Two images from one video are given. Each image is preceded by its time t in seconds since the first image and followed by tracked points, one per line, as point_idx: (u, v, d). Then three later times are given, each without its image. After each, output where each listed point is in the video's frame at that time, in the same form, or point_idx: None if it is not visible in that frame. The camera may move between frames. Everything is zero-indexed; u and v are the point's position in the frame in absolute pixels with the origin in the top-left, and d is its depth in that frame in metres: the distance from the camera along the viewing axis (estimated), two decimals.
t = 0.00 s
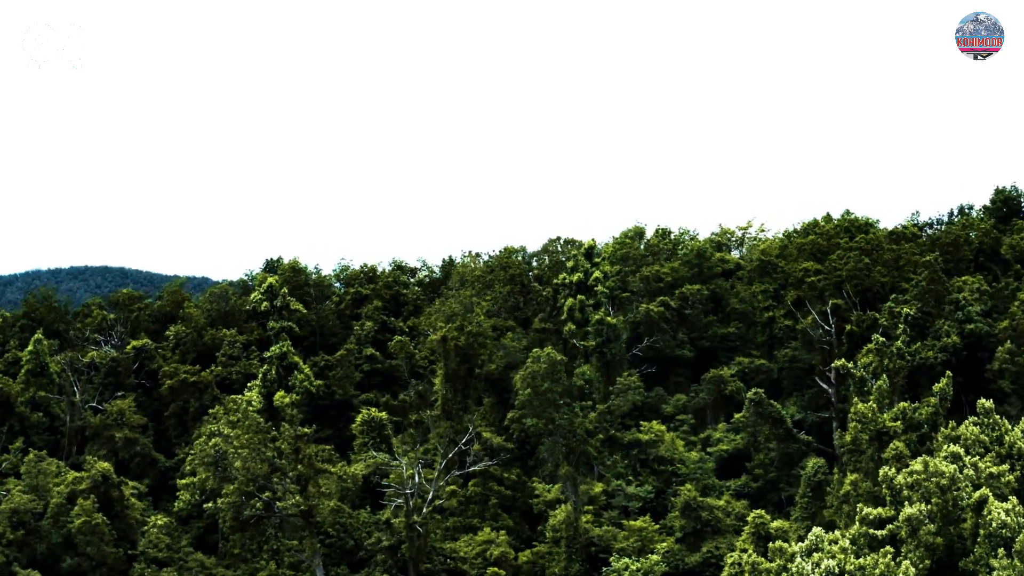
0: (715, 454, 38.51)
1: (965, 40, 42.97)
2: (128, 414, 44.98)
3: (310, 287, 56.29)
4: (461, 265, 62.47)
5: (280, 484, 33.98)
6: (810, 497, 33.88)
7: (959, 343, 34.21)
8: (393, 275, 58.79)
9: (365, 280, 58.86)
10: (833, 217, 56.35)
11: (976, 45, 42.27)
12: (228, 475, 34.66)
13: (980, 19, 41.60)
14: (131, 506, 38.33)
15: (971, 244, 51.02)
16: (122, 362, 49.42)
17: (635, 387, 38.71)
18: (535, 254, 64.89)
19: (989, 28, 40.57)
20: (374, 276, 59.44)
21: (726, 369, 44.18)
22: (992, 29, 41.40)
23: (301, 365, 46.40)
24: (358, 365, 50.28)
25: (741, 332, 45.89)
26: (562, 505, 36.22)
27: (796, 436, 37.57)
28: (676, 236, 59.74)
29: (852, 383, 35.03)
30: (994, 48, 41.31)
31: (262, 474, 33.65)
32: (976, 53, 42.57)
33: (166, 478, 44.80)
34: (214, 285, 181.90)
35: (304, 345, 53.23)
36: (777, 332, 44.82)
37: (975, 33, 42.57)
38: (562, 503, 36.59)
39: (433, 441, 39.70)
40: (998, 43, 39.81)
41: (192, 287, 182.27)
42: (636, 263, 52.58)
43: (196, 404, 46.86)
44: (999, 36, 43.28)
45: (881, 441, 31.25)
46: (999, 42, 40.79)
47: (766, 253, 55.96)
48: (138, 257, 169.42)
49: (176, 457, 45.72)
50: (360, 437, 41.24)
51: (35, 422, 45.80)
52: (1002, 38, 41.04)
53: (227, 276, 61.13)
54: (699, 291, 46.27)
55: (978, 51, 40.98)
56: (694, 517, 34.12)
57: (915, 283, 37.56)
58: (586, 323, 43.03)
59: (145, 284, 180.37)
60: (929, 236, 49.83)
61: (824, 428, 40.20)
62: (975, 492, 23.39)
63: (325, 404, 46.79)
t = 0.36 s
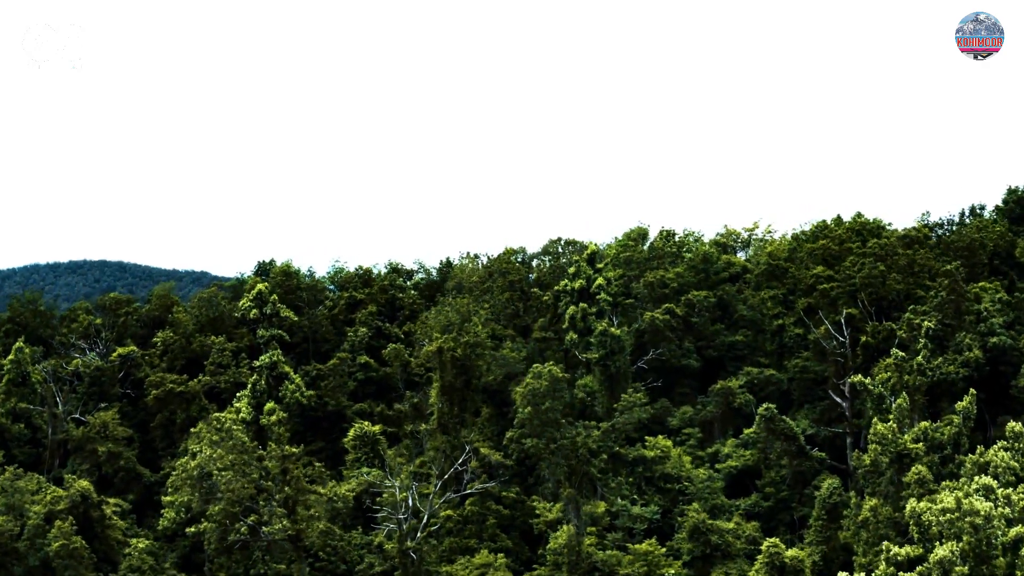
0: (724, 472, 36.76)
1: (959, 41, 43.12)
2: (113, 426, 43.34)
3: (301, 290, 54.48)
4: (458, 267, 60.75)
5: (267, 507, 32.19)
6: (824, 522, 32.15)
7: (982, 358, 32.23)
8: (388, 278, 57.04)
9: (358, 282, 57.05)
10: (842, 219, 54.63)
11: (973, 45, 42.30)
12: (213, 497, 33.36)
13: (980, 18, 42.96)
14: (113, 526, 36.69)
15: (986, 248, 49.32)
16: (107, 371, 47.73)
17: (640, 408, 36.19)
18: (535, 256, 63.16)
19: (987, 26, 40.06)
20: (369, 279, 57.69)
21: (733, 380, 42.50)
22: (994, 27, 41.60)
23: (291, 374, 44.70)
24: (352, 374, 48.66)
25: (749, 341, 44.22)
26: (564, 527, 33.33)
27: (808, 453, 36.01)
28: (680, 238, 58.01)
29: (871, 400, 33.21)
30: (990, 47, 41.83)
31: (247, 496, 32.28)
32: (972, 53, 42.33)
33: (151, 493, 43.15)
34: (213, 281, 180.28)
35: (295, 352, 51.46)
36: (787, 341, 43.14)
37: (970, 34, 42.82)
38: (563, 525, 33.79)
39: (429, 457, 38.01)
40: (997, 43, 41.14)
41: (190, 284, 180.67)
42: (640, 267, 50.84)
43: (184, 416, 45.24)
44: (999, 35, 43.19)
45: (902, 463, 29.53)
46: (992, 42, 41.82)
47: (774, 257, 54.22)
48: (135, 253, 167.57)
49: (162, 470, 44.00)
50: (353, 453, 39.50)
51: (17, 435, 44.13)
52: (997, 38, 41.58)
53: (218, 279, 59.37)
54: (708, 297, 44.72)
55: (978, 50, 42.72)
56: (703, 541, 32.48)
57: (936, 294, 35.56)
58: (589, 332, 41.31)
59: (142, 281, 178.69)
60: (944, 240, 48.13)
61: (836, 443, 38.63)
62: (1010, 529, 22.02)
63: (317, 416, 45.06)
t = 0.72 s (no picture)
0: (736, 493, 34.83)
1: (964, 40, 41.60)
2: (93, 442, 41.40)
3: (291, 295, 52.43)
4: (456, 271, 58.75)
5: (250, 537, 30.27)
6: (843, 551, 30.24)
7: (1010, 377, 30.23)
8: (382, 282, 55.03)
9: (351, 286, 55.02)
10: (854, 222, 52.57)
11: (975, 45, 40.94)
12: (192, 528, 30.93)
13: (979, 19, 42.91)
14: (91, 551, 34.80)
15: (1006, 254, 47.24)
16: (89, 383, 45.69)
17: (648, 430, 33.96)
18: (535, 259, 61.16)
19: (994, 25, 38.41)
20: (362, 284, 55.66)
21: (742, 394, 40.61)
22: (996, 26, 40.23)
23: (280, 387, 42.75)
24: (344, 384, 46.73)
25: (760, 352, 42.22)
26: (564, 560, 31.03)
27: (825, 474, 34.12)
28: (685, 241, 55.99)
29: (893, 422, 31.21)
30: (994, 47, 40.38)
31: (230, 527, 30.18)
32: (973, 53, 40.97)
33: (133, 512, 41.39)
34: (209, 277, 178.31)
35: (285, 361, 49.45)
36: (799, 352, 41.18)
37: (972, 33, 41.45)
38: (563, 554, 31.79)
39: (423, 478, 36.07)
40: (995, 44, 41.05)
41: (186, 280, 178.70)
42: (644, 273, 48.83)
43: (168, 430, 43.42)
44: (1002, 36, 41.56)
45: (929, 493, 27.62)
46: (997, 41, 40.36)
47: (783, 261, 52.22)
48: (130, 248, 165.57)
49: (144, 488, 42.26)
50: (344, 472, 37.49)
51: None
52: (1001, 37, 40.12)
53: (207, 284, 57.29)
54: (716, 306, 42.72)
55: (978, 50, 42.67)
56: (714, 572, 30.60)
57: (959, 306, 33.42)
58: (591, 344, 39.41)
59: (137, 277, 176.64)
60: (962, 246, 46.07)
61: (853, 462, 36.76)
62: None
63: (308, 430, 43.08)
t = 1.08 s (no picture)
0: (748, 519, 32.91)
1: (966, 41, 40.20)
2: (71, 460, 39.45)
3: (281, 302, 50.61)
4: (453, 275, 56.78)
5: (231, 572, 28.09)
6: None
7: None
8: (376, 287, 53.07)
9: (343, 293, 53.12)
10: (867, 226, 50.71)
11: (974, 46, 39.86)
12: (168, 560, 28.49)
13: (979, 19, 41.75)
14: None
15: None
16: (69, 396, 43.65)
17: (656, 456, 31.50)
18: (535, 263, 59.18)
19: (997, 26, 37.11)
20: (356, 289, 53.70)
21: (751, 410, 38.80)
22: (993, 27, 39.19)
23: (267, 402, 40.81)
24: (336, 397, 44.80)
25: (771, 365, 40.32)
26: None
27: (842, 500, 32.22)
28: (690, 244, 53.98)
29: (918, 448, 29.25)
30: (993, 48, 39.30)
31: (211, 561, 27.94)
32: (971, 55, 39.99)
33: (113, 534, 39.59)
34: (205, 272, 176.22)
35: (274, 371, 47.65)
36: (812, 365, 39.26)
37: (974, 34, 40.13)
38: None
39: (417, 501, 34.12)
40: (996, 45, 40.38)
41: (182, 275, 176.60)
42: (648, 280, 46.88)
43: (151, 447, 41.54)
44: (1006, 35, 39.92)
45: (960, 529, 25.65)
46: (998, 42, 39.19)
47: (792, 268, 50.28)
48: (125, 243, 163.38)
49: (126, 507, 40.46)
50: (333, 494, 35.46)
51: None
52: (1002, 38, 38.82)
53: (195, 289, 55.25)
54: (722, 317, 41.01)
55: (979, 50, 41.83)
56: None
57: (987, 322, 31.44)
58: (593, 357, 37.61)
59: (131, 272, 174.42)
60: (981, 252, 44.21)
61: (870, 484, 34.91)
62: None
63: (296, 447, 41.10)
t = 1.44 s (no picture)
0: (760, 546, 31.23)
1: (963, 41, 38.21)
2: (51, 479, 37.73)
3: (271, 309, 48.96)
4: (450, 280, 55.18)
5: None
6: None
7: None
8: (371, 295, 51.66)
9: (337, 301, 51.99)
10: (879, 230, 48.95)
11: (974, 45, 37.89)
12: None
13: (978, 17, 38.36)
14: None
15: None
16: (50, 410, 41.89)
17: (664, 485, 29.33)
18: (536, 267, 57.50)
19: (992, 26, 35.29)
20: (350, 295, 52.86)
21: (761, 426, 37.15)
22: (993, 26, 37.28)
23: (256, 418, 39.07)
24: (328, 410, 43.09)
25: (782, 378, 38.63)
26: None
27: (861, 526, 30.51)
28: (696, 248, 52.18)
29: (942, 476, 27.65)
30: (992, 48, 37.41)
31: None
32: (972, 54, 38.03)
33: (93, 555, 38.18)
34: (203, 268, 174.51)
35: (264, 382, 45.77)
36: (825, 378, 37.55)
37: (973, 33, 38.08)
38: None
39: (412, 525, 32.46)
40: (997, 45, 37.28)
41: (179, 271, 174.73)
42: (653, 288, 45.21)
43: (134, 464, 39.81)
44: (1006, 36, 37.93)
45: (991, 567, 23.94)
46: (999, 41, 37.25)
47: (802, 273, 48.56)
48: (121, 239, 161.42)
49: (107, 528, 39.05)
50: (323, 518, 33.64)
51: None
52: (1002, 37, 36.92)
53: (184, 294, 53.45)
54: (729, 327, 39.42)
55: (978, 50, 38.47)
56: None
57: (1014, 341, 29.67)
58: (596, 371, 35.90)
59: (128, 268, 172.47)
60: (1000, 259, 42.43)
61: (888, 506, 33.38)
62: None
63: (286, 464, 39.52)
